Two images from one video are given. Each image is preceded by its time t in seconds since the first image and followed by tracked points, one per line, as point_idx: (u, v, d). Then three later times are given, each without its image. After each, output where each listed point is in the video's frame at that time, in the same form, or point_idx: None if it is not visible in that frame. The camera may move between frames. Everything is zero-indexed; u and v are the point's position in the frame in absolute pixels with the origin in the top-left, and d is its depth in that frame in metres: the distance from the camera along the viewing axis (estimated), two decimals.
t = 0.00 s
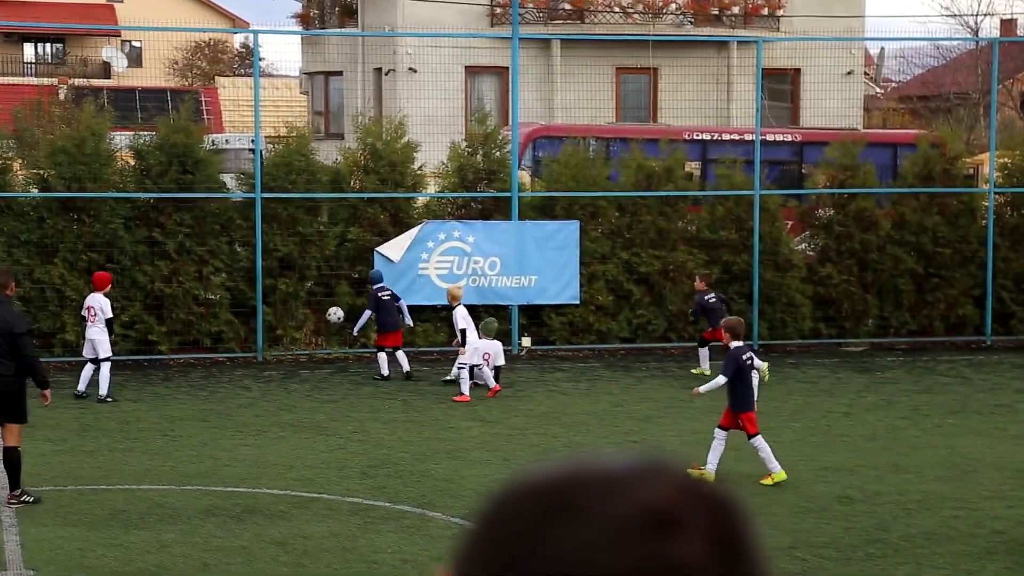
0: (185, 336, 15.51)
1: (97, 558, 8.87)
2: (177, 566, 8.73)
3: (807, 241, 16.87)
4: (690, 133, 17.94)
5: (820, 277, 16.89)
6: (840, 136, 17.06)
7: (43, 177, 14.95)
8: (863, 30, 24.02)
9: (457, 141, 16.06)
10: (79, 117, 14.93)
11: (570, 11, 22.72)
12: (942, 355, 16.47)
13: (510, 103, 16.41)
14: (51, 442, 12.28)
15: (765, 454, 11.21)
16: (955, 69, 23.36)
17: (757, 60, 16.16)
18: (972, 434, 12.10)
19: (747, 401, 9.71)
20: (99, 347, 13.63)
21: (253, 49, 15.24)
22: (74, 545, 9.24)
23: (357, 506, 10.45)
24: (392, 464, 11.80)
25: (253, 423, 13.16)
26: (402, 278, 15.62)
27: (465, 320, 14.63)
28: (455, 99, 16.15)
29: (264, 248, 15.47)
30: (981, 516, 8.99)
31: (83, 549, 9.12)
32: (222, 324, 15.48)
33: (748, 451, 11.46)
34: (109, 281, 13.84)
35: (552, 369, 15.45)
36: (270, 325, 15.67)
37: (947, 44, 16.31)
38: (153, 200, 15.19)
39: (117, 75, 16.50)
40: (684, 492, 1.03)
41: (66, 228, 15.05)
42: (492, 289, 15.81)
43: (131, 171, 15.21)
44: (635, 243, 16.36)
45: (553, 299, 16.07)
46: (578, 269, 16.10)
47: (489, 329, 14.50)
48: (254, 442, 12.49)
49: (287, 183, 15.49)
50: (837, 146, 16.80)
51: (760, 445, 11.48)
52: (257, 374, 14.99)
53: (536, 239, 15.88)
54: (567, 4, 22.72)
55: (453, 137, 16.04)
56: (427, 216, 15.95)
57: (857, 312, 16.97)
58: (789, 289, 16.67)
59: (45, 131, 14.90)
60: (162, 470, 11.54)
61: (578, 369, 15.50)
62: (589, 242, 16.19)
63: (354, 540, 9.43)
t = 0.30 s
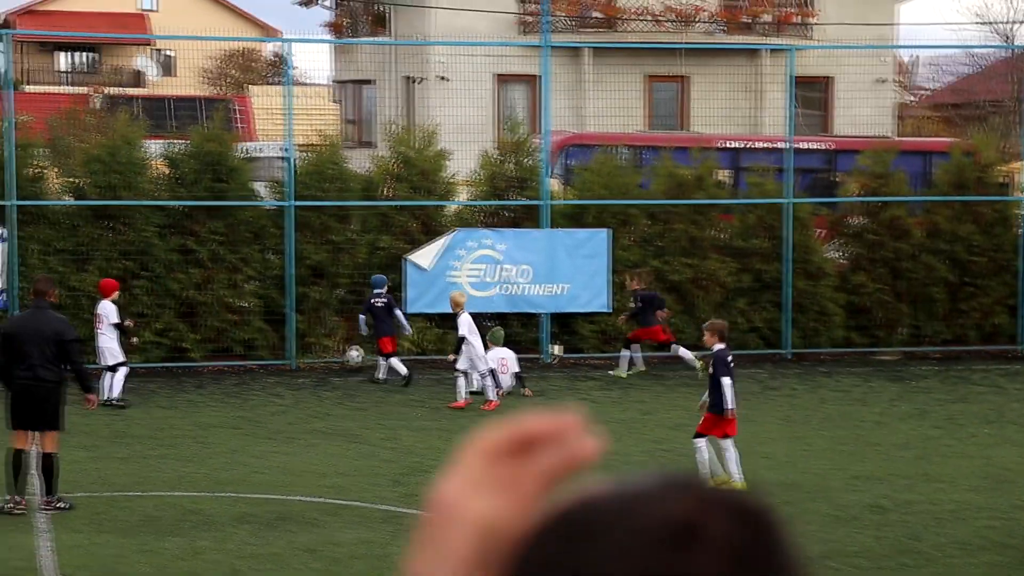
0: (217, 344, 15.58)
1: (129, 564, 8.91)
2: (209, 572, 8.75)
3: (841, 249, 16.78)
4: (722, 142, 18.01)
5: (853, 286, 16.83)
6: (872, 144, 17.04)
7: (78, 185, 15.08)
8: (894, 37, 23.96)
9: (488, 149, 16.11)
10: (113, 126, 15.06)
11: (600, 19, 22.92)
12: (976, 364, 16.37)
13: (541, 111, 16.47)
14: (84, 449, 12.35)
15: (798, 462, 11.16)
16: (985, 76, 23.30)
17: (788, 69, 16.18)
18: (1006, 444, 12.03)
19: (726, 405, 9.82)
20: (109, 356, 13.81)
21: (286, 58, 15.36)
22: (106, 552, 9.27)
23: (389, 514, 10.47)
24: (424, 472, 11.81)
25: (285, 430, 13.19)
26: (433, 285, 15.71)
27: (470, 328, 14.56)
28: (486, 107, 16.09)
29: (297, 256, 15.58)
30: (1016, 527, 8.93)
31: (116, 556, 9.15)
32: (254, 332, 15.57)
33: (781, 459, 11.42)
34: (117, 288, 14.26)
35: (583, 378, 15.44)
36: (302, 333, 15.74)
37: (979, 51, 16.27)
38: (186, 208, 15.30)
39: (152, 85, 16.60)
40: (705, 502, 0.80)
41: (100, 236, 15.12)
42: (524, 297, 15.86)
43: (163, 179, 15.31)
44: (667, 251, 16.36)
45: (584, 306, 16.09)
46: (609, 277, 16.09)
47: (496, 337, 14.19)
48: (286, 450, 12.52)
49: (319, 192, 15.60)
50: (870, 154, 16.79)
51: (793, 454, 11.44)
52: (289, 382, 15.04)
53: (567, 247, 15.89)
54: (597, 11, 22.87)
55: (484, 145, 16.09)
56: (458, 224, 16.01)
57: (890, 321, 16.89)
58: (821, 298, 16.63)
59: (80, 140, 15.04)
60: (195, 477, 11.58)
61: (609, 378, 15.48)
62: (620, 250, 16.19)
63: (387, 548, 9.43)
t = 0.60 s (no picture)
0: (251, 350, 15.67)
1: (162, 569, 8.96)
2: None
3: (875, 255, 16.72)
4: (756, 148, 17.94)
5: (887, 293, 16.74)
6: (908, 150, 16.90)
7: (113, 192, 15.19)
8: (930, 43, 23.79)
9: (522, 156, 16.12)
10: (148, 133, 15.16)
11: (635, 25, 22.83)
12: (1013, 372, 16.21)
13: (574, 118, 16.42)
14: (120, 454, 12.45)
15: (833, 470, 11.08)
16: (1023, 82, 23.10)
17: (823, 75, 16.09)
18: None
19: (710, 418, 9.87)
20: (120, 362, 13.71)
21: (319, 65, 15.38)
22: (140, 556, 9.33)
23: (422, 520, 10.46)
24: (457, 479, 11.80)
25: (319, 437, 13.22)
26: (467, 292, 15.72)
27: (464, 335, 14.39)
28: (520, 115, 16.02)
29: (330, 263, 15.58)
30: None
31: (149, 561, 9.19)
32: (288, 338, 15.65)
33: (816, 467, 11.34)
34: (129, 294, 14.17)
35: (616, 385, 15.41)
36: (335, 339, 15.81)
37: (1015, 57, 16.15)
38: (221, 215, 15.38)
39: (183, 93, 16.42)
40: (787, 506, 1.05)
41: (134, 243, 15.26)
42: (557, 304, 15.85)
43: (198, 186, 15.39)
44: (700, 258, 16.32)
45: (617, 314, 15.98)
46: (642, 284, 16.05)
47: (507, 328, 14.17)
48: (319, 456, 12.55)
49: (352, 199, 15.63)
50: (905, 161, 16.62)
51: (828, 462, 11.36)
52: (322, 388, 15.09)
53: (601, 254, 15.84)
54: (632, 17, 22.78)
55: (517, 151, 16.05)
56: (491, 230, 15.97)
57: (925, 328, 16.78)
58: (856, 305, 16.57)
59: (115, 148, 15.15)
60: (229, 483, 11.63)
61: (642, 385, 15.44)
62: (654, 257, 16.17)
63: (419, 555, 9.43)
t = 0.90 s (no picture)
0: (277, 356, 15.72)
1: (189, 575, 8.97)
2: None
3: (902, 261, 16.64)
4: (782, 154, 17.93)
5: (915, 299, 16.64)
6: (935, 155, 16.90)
7: (141, 200, 15.25)
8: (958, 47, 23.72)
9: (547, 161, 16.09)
10: (176, 140, 15.22)
11: (661, 31, 22.90)
12: None
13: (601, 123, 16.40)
14: (147, 460, 12.50)
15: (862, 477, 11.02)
16: None
17: (851, 80, 16.06)
18: None
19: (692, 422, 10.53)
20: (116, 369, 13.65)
21: (346, 72, 15.43)
22: (167, 562, 9.35)
23: (448, 526, 10.46)
24: (484, 485, 11.80)
25: (345, 443, 13.25)
26: (493, 298, 15.78)
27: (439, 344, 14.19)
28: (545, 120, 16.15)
29: (356, 269, 15.66)
30: None
31: (176, 566, 9.21)
32: (315, 344, 15.67)
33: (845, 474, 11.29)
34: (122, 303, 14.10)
35: (643, 390, 15.39)
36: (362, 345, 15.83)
37: None
38: (248, 221, 15.46)
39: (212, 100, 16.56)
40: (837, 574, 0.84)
41: (162, 249, 15.33)
42: (582, 310, 15.85)
43: (226, 193, 15.48)
44: (727, 264, 16.31)
45: (644, 320, 16.03)
46: (669, 290, 16.05)
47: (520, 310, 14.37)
48: (346, 462, 12.58)
49: (379, 206, 15.68)
50: (933, 166, 16.66)
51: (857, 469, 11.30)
52: (349, 394, 15.13)
53: (626, 261, 15.85)
54: (658, 23, 22.84)
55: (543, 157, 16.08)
56: (518, 236, 16.00)
57: (954, 333, 16.67)
58: (883, 310, 16.53)
59: (144, 155, 15.25)
60: (256, 489, 11.66)
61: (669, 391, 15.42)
62: (680, 263, 16.17)
63: (446, 560, 9.42)
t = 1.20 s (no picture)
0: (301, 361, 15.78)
1: None
2: None
3: (927, 265, 16.57)
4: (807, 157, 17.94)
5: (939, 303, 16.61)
6: (960, 159, 16.82)
7: (165, 205, 15.36)
8: (984, 50, 23.59)
9: (571, 167, 16.09)
10: (199, 145, 15.30)
11: (684, 36, 22.74)
12: None
13: (624, 128, 16.39)
14: (172, 465, 12.58)
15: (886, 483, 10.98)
16: None
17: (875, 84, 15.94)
18: None
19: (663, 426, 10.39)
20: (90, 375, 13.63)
21: (369, 77, 15.44)
22: (190, 566, 9.39)
23: (471, 531, 10.47)
24: (507, 490, 11.81)
25: (368, 447, 13.29)
26: (516, 302, 15.82)
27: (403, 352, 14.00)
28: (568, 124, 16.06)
29: (379, 274, 15.69)
30: None
31: (199, 570, 9.25)
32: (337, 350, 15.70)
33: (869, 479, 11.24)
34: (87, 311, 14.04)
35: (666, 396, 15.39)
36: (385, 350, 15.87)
37: None
38: (272, 227, 15.50)
39: (236, 106, 16.64)
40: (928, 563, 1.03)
41: (187, 254, 15.42)
42: (605, 315, 15.86)
43: (250, 199, 15.52)
44: (750, 269, 16.30)
45: (667, 325, 16.01)
46: (692, 294, 16.03)
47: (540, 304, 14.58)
48: (368, 467, 12.62)
49: (402, 211, 15.70)
50: (958, 170, 16.57)
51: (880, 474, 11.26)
52: (372, 399, 15.17)
53: (650, 265, 15.86)
54: (682, 28, 22.81)
55: (567, 162, 16.08)
56: (541, 241, 16.02)
57: (979, 338, 16.62)
58: (908, 315, 16.47)
59: (168, 160, 15.34)
60: (280, 494, 11.71)
61: (692, 396, 15.40)
62: (704, 268, 16.17)
63: (468, 565, 9.43)
